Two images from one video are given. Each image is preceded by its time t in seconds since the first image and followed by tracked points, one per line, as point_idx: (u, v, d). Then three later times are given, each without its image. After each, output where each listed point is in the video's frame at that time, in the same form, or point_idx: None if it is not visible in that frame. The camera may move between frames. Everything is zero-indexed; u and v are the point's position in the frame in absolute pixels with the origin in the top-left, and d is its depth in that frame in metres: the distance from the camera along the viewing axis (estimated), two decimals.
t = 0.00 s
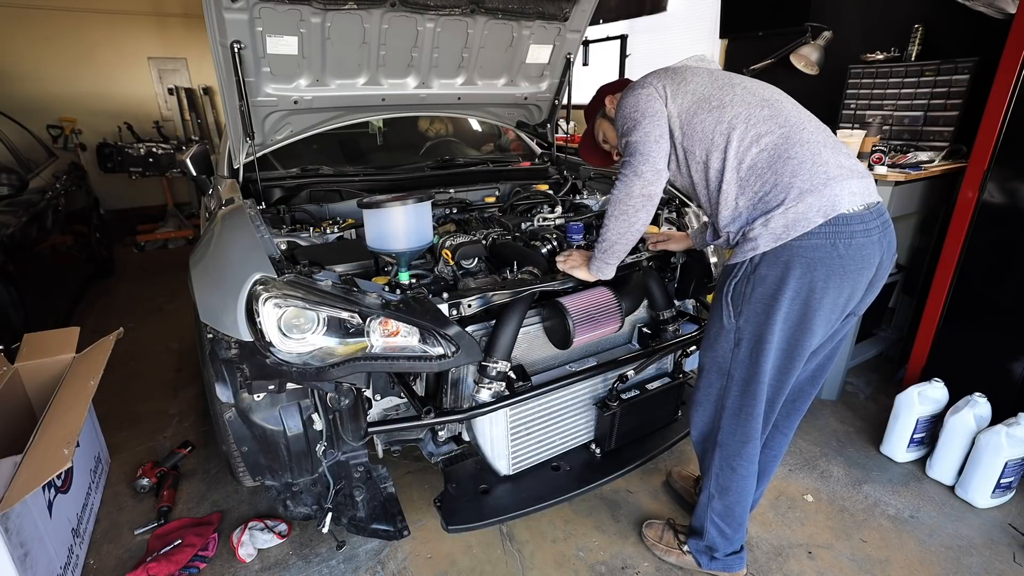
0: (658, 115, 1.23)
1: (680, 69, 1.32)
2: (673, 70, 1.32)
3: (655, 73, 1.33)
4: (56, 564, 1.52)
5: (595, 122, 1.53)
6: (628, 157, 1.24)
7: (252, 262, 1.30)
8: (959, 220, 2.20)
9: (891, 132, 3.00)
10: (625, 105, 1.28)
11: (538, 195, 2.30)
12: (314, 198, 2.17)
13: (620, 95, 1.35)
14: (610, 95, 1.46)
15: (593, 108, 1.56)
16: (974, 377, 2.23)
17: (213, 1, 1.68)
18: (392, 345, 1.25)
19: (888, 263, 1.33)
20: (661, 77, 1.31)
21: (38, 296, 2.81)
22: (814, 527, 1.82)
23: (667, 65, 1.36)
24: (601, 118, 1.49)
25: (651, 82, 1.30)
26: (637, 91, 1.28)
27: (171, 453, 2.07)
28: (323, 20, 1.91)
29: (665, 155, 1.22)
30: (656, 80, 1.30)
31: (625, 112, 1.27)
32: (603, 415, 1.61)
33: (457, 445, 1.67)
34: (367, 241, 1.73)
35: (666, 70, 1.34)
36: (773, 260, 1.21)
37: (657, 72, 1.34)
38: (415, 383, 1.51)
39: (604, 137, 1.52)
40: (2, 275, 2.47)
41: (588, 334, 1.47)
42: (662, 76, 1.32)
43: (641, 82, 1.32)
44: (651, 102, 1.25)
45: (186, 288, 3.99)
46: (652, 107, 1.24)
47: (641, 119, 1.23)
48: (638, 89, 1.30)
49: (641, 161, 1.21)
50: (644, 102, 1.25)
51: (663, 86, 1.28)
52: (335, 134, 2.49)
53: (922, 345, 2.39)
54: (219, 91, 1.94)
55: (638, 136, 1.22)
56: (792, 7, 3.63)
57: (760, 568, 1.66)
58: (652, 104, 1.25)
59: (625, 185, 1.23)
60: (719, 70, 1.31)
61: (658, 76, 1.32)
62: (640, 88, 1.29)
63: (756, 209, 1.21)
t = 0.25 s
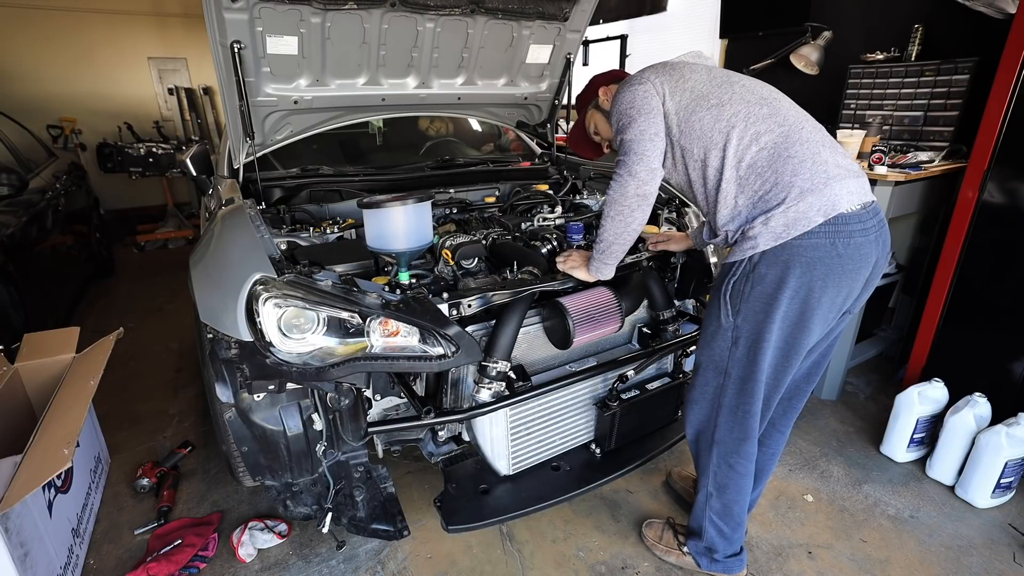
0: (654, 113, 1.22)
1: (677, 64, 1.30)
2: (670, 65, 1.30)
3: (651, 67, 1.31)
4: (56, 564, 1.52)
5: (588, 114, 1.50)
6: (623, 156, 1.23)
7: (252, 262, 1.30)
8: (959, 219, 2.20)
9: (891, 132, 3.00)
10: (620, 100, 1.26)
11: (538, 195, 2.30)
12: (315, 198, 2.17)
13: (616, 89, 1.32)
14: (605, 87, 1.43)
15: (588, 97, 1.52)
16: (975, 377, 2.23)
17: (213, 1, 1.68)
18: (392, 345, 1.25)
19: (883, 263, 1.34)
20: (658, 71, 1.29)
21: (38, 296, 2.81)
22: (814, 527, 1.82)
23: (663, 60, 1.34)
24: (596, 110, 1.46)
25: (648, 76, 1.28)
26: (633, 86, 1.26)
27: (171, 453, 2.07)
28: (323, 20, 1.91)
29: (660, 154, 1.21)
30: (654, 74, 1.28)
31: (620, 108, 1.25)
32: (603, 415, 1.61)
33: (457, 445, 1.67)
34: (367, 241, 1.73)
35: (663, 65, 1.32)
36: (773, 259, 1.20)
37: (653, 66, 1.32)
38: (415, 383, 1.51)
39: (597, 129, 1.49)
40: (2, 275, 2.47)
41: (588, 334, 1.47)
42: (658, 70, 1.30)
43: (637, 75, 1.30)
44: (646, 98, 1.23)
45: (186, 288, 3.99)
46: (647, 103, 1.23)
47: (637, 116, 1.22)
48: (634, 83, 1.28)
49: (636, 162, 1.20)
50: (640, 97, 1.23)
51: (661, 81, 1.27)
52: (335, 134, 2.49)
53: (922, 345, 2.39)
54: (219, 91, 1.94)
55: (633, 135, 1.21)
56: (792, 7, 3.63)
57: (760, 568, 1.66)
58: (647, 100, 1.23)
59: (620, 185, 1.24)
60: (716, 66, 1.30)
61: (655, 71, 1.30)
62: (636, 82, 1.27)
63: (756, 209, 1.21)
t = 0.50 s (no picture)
0: (649, 114, 1.20)
1: (672, 61, 1.29)
2: (665, 62, 1.29)
3: (646, 63, 1.29)
4: (56, 564, 1.52)
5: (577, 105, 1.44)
6: (618, 160, 1.22)
7: (252, 262, 1.31)
8: (959, 219, 2.20)
9: (891, 132, 3.00)
10: (614, 99, 1.24)
11: (537, 195, 2.30)
12: (315, 198, 2.17)
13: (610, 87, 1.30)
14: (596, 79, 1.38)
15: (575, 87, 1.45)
16: (975, 377, 2.23)
17: (213, 1, 1.68)
18: (392, 345, 1.25)
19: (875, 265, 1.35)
20: (652, 68, 1.27)
21: (38, 296, 2.81)
22: (815, 527, 1.82)
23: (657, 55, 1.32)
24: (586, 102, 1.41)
25: (643, 73, 1.26)
26: (628, 84, 1.24)
27: (171, 453, 2.07)
28: (323, 20, 1.91)
29: (656, 158, 1.21)
30: (650, 72, 1.26)
31: (615, 107, 1.24)
32: (602, 415, 1.61)
33: (457, 445, 1.67)
34: (367, 241, 1.73)
35: (657, 61, 1.30)
36: (767, 259, 1.19)
37: (648, 63, 1.30)
38: (415, 383, 1.51)
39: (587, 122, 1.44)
40: (2, 275, 2.47)
41: (588, 334, 1.47)
42: (653, 67, 1.28)
43: (631, 72, 1.28)
44: (642, 98, 1.21)
45: (186, 288, 3.99)
46: (643, 104, 1.21)
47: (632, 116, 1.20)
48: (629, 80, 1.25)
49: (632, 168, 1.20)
50: (635, 97, 1.21)
51: (656, 79, 1.25)
52: (335, 134, 2.49)
53: (922, 345, 2.39)
54: (219, 91, 1.94)
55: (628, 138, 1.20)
56: (792, 7, 3.63)
57: (760, 568, 1.66)
58: (642, 100, 1.21)
59: (616, 190, 1.23)
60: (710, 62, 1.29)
61: (650, 67, 1.28)
62: (630, 80, 1.25)
63: (751, 209, 1.21)
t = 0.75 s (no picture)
0: (635, 120, 1.17)
1: (654, 59, 1.25)
2: (646, 61, 1.25)
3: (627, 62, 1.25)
4: (56, 564, 1.52)
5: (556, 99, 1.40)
6: (607, 173, 1.21)
7: (252, 262, 1.30)
8: (959, 219, 2.20)
9: (891, 132, 3.00)
10: (597, 103, 1.21)
11: (537, 195, 2.30)
12: (315, 198, 2.17)
13: (591, 85, 1.27)
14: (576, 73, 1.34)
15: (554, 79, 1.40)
16: (974, 377, 2.23)
17: (213, 1, 1.68)
18: (392, 345, 1.25)
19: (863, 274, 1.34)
20: (634, 66, 1.23)
21: (38, 296, 2.81)
22: (815, 527, 1.82)
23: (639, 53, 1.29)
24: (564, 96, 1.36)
25: (626, 74, 1.22)
26: (611, 86, 1.21)
27: (171, 453, 2.07)
28: (323, 20, 1.91)
29: (646, 170, 1.18)
30: (633, 72, 1.23)
31: (599, 113, 1.20)
32: (602, 415, 1.61)
33: (457, 445, 1.67)
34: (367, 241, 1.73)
35: (639, 60, 1.26)
36: (749, 271, 1.18)
37: (630, 61, 1.26)
38: (415, 383, 1.51)
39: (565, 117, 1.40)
40: (2, 275, 2.47)
41: (588, 334, 1.47)
42: (635, 65, 1.24)
43: (613, 72, 1.24)
44: (627, 103, 1.18)
45: (186, 288, 3.99)
46: (627, 109, 1.17)
47: (617, 124, 1.17)
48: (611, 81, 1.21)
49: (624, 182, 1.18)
50: (618, 101, 1.18)
51: (638, 80, 1.22)
52: (335, 134, 2.49)
53: (922, 345, 2.39)
54: (219, 91, 1.94)
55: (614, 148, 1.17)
56: (792, 7, 3.64)
57: (760, 568, 1.66)
58: (627, 105, 1.18)
59: (608, 206, 1.22)
60: (693, 60, 1.27)
61: (632, 66, 1.24)
62: (613, 82, 1.21)
63: (733, 218, 1.20)
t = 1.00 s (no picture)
0: (599, 132, 1.09)
1: (619, 58, 1.16)
2: (610, 61, 1.16)
3: (589, 63, 1.17)
4: (56, 564, 1.52)
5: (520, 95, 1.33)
6: (578, 199, 1.15)
7: (252, 262, 1.30)
8: (960, 219, 2.21)
9: (891, 132, 3.00)
10: (558, 112, 1.13)
11: (537, 195, 2.30)
12: (315, 198, 2.18)
13: (552, 89, 1.17)
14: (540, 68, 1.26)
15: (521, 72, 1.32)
16: (974, 377, 2.23)
17: (213, 1, 1.68)
18: (392, 345, 1.25)
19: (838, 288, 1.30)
20: (596, 68, 1.15)
21: (38, 296, 2.81)
22: (815, 527, 1.82)
23: (604, 53, 1.20)
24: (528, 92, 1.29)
25: (587, 78, 1.13)
26: (573, 93, 1.12)
27: (171, 454, 2.07)
28: (323, 20, 1.91)
29: (620, 194, 1.12)
30: (595, 75, 1.14)
31: (562, 124, 1.12)
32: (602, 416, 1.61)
33: (456, 445, 1.67)
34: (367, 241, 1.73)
35: (602, 59, 1.17)
36: (709, 290, 1.13)
37: (593, 61, 1.16)
38: (415, 383, 1.51)
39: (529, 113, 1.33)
40: (2, 275, 2.47)
41: (589, 333, 1.46)
42: (597, 67, 1.15)
43: (574, 75, 1.15)
44: (590, 114, 1.10)
45: (186, 288, 3.99)
46: (590, 121, 1.09)
47: (580, 139, 1.09)
48: (573, 87, 1.13)
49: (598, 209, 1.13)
50: (580, 116, 1.10)
51: (600, 84, 1.13)
52: (335, 134, 2.49)
53: (922, 345, 2.40)
54: (219, 91, 1.94)
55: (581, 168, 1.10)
56: (792, 7, 3.64)
57: (760, 568, 1.66)
58: (590, 117, 1.09)
59: (583, 233, 1.18)
60: (659, 59, 1.18)
61: (594, 69, 1.15)
62: (575, 89, 1.13)
63: (698, 232, 1.12)
